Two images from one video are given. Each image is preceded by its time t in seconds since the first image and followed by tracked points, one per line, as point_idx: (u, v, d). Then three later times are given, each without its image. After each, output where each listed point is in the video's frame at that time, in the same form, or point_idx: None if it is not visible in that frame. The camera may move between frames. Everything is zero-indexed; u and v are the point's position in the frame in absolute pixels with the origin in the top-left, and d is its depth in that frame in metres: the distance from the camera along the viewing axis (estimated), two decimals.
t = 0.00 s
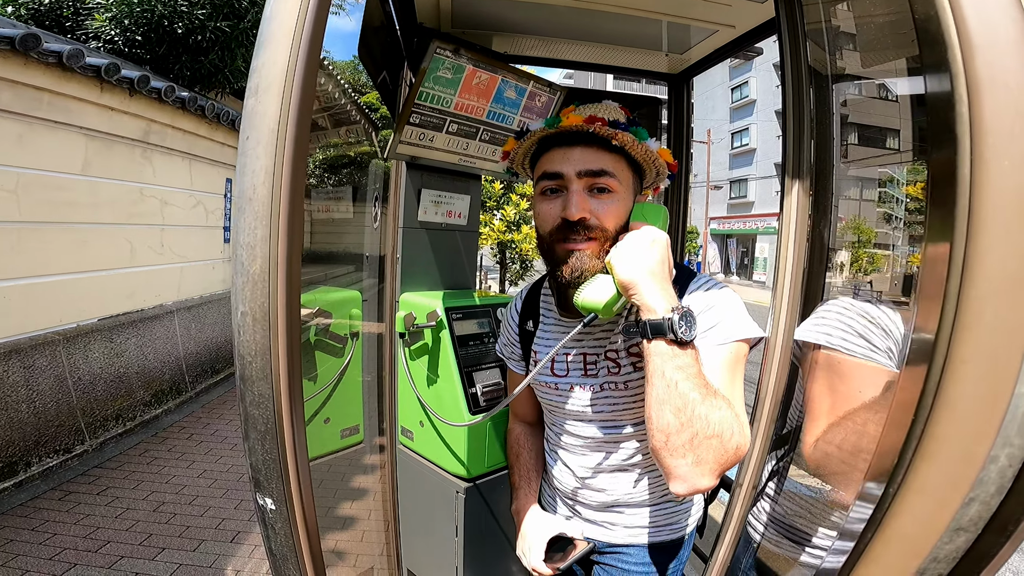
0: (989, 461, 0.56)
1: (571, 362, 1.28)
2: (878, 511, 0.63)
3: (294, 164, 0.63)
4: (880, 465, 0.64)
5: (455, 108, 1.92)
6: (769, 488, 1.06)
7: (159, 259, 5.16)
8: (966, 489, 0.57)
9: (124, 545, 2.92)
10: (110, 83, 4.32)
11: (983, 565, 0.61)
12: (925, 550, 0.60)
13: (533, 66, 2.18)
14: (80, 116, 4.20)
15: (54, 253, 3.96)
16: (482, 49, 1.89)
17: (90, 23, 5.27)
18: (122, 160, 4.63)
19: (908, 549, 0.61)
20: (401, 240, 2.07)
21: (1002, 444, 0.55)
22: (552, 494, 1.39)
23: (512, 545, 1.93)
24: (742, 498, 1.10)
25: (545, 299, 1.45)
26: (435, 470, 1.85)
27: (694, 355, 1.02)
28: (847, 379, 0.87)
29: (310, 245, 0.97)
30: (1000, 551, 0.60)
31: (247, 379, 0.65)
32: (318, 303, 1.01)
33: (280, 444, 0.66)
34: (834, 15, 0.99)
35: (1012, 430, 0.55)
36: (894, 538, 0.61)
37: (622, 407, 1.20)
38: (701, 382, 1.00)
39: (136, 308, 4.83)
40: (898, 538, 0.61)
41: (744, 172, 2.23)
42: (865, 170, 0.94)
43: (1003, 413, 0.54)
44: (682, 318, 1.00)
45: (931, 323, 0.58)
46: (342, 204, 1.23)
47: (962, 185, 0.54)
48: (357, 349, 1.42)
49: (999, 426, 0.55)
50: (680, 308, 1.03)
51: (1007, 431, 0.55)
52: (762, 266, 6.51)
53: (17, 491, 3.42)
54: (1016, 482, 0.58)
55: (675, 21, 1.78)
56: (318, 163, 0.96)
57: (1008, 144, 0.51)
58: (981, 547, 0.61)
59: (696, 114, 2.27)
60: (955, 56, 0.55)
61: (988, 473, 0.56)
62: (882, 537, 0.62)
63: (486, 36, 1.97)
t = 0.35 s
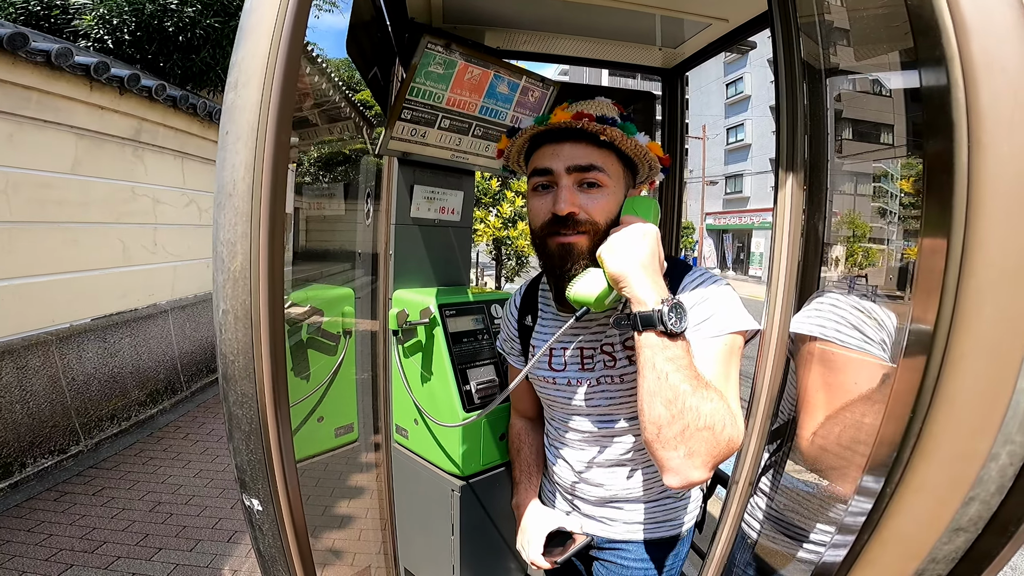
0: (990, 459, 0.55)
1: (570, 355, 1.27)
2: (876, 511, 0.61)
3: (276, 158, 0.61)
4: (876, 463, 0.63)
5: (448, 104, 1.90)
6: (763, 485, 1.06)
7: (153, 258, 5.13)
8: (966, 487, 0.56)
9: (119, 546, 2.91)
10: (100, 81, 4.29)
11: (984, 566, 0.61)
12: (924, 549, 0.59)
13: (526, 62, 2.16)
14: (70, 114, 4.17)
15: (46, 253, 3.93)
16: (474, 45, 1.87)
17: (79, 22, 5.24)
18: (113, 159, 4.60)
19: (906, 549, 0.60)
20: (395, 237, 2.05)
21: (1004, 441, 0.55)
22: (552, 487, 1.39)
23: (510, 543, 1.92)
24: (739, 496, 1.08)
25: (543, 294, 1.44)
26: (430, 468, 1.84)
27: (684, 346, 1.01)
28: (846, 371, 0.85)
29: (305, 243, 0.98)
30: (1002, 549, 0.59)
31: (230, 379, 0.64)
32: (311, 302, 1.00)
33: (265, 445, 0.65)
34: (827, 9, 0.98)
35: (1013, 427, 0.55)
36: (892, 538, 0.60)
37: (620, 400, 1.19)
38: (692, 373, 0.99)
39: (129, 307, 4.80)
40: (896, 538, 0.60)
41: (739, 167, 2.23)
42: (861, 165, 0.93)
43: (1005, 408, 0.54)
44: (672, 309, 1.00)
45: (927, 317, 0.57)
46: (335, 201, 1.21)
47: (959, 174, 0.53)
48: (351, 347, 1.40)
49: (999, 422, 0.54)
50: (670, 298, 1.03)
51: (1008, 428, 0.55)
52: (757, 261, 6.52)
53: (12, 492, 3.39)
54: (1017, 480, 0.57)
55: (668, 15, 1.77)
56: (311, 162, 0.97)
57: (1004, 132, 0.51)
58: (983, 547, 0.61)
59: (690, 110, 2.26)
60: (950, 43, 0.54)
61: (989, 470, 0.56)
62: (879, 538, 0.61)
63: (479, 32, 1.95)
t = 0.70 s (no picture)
0: (988, 453, 0.56)
1: (562, 345, 1.28)
2: (874, 507, 0.62)
3: (272, 153, 0.61)
4: (875, 460, 0.64)
5: (443, 101, 1.89)
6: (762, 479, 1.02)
7: (147, 258, 5.10)
8: (963, 482, 0.56)
9: (116, 546, 2.90)
10: (93, 80, 4.26)
11: (982, 562, 0.61)
12: (923, 545, 0.60)
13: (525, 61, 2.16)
14: (64, 114, 4.14)
15: (39, 252, 3.90)
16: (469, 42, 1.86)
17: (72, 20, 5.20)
18: (107, 158, 4.57)
19: (904, 544, 0.60)
20: (391, 235, 2.05)
21: (1002, 435, 0.56)
22: (552, 477, 1.41)
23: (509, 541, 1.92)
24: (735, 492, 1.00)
25: (545, 290, 1.44)
26: (427, 466, 1.84)
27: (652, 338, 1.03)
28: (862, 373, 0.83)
29: (301, 241, 0.98)
30: (1000, 543, 0.60)
31: (225, 376, 0.63)
32: (307, 300, 1.00)
33: (262, 443, 0.65)
34: (822, 7, 0.98)
35: (1011, 421, 0.55)
36: (891, 535, 0.60)
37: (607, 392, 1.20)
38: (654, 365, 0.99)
39: (124, 306, 4.78)
40: (894, 534, 0.60)
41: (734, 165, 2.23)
42: (855, 163, 0.93)
43: (1003, 402, 0.54)
44: (630, 302, 1.02)
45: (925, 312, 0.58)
46: (331, 199, 1.21)
47: (955, 167, 0.53)
48: (347, 345, 1.40)
49: (998, 415, 0.54)
50: (632, 292, 1.04)
51: (1005, 422, 0.55)
52: (753, 260, 6.54)
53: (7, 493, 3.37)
54: (1015, 474, 0.58)
55: (664, 12, 1.77)
56: (306, 159, 0.96)
57: (1000, 125, 0.51)
58: (981, 543, 0.61)
59: (686, 108, 2.27)
60: (946, 38, 0.54)
61: (987, 464, 0.56)
62: (877, 533, 0.61)
63: (474, 29, 1.95)
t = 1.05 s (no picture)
0: (978, 454, 0.56)
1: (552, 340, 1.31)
2: (865, 508, 0.62)
3: (262, 153, 0.61)
4: (866, 461, 0.64)
5: (440, 101, 1.89)
6: (757, 476, 1.01)
7: (142, 257, 5.08)
8: (952, 483, 0.57)
9: (110, 546, 2.88)
10: (88, 79, 4.24)
11: (974, 562, 0.61)
12: (913, 547, 0.60)
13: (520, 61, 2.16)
14: (58, 113, 4.12)
15: (33, 252, 3.88)
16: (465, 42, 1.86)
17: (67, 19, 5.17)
18: (102, 158, 4.55)
19: (894, 545, 0.60)
20: (387, 234, 2.05)
21: (992, 436, 0.56)
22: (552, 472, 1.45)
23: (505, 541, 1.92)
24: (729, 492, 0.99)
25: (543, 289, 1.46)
26: (423, 466, 1.84)
27: (600, 326, 1.08)
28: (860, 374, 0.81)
29: (296, 242, 0.97)
30: (992, 544, 0.60)
31: (216, 377, 0.63)
32: (303, 300, 1.00)
33: (253, 445, 0.64)
34: (817, 8, 0.98)
35: (1001, 423, 0.55)
36: (881, 536, 0.60)
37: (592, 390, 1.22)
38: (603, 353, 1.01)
39: (119, 306, 4.76)
40: (885, 535, 0.60)
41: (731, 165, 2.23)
42: (850, 163, 0.93)
43: (991, 404, 0.54)
44: (570, 293, 1.08)
45: (914, 314, 0.58)
46: (326, 199, 1.21)
47: (945, 169, 0.53)
48: (343, 345, 1.39)
49: (988, 416, 0.55)
50: (575, 286, 1.11)
51: (996, 423, 0.55)
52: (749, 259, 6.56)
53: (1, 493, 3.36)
54: (1007, 475, 0.58)
55: (660, 12, 1.77)
56: (302, 159, 0.96)
57: (989, 127, 0.51)
58: (972, 544, 0.61)
59: (682, 108, 2.27)
60: (937, 41, 0.54)
61: (977, 466, 0.56)
62: (868, 535, 0.62)
63: (470, 28, 1.95)
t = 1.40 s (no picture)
0: (979, 454, 0.56)
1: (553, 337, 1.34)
2: (866, 508, 0.62)
3: (265, 151, 0.61)
4: (866, 461, 0.64)
5: (442, 101, 1.89)
6: (766, 478, 1.01)
7: (145, 256, 5.10)
8: (953, 483, 0.57)
9: (112, 545, 2.89)
10: (92, 79, 4.26)
11: (974, 562, 0.61)
12: (913, 546, 0.60)
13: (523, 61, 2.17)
14: (62, 113, 4.14)
15: (37, 251, 3.90)
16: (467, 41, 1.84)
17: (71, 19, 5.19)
18: (105, 157, 4.56)
19: (894, 544, 0.61)
20: (389, 234, 2.06)
21: (992, 436, 0.56)
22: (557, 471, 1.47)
23: (506, 541, 1.93)
24: (731, 493, 1.00)
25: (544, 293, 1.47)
26: (424, 466, 1.84)
27: (570, 322, 1.12)
28: (857, 375, 0.82)
29: (299, 241, 0.98)
30: (993, 543, 0.60)
31: (220, 374, 0.63)
32: (306, 300, 1.00)
33: (257, 442, 0.65)
34: (820, 9, 0.98)
35: (1002, 422, 0.55)
36: (881, 534, 0.61)
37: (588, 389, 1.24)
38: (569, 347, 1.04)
39: (121, 305, 4.77)
40: (885, 534, 0.61)
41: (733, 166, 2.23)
42: (852, 164, 0.93)
43: (992, 403, 0.54)
44: (541, 290, 1.14)
45: (915, 313, 0.58)
46: (329, 199, 1.21)
47: (945, 169, 0.53)
48: (345, 346, 1.40)
49: (989, 415, 0.55)
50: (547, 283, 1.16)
51: (997, 423, 0.55)
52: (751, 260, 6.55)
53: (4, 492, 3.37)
54: (1008, 475, 0.58)
55: (663, 12, 1.77)
56: (304, 159, 0.96)
57: (991, 127, 0.51)
58: (972, 544, 0.61)
59: (684, 109, 2.27)
60: (939, 41, 0.54)
61: (977, 465, 0.57)
62: (868, 533, 0.62)
63: (473, 28, 1.95)
